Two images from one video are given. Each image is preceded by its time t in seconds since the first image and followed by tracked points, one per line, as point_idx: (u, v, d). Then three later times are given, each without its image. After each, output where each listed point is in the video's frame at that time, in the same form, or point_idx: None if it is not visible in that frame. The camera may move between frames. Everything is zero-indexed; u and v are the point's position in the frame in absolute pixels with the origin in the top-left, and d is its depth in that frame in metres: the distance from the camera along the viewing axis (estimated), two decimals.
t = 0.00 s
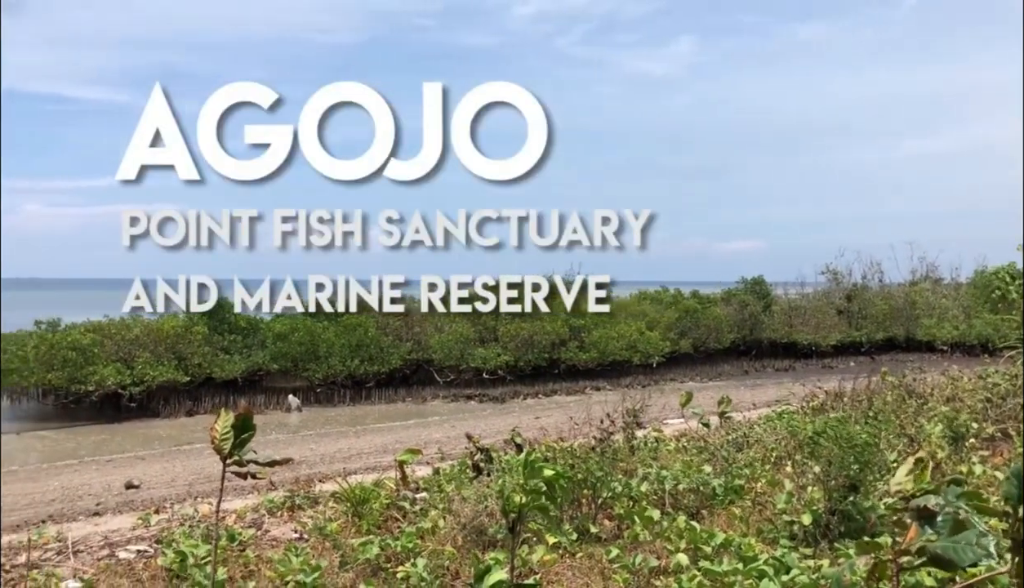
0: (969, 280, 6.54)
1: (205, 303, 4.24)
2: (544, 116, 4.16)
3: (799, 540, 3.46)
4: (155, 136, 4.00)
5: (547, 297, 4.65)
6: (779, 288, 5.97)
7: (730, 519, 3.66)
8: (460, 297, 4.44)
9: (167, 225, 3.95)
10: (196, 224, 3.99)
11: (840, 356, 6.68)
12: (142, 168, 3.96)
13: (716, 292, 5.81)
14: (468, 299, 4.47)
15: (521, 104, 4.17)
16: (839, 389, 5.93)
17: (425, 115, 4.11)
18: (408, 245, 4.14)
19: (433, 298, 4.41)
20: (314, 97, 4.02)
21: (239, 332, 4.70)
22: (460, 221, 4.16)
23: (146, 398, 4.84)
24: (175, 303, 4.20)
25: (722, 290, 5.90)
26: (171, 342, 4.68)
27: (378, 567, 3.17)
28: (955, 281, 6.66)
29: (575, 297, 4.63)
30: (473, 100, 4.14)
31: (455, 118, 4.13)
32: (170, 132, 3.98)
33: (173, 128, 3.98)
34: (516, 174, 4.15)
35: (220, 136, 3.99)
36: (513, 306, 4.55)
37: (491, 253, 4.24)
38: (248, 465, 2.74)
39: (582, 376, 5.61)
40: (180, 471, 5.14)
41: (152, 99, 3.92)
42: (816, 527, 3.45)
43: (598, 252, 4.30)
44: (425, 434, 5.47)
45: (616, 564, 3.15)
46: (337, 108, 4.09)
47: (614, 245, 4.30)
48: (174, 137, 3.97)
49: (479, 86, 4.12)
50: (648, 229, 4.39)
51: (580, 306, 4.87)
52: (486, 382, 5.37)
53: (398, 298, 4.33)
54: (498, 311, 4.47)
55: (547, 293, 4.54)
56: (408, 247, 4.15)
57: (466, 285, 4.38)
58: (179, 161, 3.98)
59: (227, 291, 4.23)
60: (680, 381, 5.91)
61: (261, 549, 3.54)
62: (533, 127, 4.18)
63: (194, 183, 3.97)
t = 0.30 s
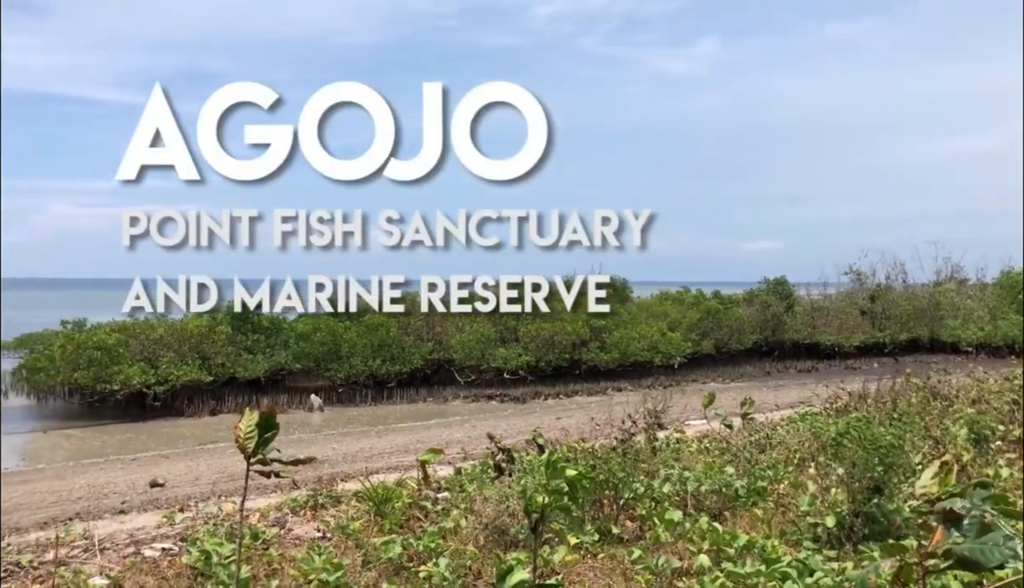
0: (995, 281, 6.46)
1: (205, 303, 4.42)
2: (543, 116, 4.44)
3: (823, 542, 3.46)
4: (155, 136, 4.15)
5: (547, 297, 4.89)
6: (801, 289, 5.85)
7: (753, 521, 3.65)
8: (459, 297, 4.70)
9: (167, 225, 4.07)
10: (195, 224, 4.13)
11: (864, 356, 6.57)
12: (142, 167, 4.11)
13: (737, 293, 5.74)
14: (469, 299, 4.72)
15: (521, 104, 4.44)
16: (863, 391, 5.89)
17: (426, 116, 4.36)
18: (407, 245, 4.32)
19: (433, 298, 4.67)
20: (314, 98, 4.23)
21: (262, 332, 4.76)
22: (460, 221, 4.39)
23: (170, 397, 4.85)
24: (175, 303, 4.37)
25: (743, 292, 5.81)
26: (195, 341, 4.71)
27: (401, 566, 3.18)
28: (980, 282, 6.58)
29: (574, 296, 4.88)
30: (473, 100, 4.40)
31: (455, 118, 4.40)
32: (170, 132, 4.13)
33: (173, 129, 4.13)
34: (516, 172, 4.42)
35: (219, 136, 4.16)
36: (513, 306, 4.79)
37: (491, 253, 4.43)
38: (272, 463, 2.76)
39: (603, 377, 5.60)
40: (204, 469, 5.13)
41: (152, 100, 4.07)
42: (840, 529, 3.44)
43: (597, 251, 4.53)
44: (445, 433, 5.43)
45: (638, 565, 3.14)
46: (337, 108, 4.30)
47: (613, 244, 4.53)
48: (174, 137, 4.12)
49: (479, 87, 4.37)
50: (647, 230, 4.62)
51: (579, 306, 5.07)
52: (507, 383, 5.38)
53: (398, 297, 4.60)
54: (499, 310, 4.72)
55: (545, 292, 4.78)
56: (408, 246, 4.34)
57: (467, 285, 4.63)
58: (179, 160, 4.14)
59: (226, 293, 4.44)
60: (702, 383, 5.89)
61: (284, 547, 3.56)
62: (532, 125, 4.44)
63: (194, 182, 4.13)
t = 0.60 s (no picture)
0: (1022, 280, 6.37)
1: (205, 304, 4.48)
2: (542, 116, 4.45)
3: (847, 544, 3.43)
4: (155, 136, 4.24)
5: (547, 297, 4.94)
6: (825, 290, 5.79)
7: (776, 522, 3.63)
8: (459, 297, 4.77)
9: (166, 225, 4.15)
10: (195, 224, 4.21)
11: (888, 357, 6.54)
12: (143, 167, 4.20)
13: (760, 292, 5.71)
14: (469, 299, 4.80)
15: (520, 105, 4.45)
16: (886, 392, 5.85)
17: (426, 116, 4.41)
18: (407, 245, 4.37)
19: (433, 298, 4.75)
20: (315, 98, 4.32)
21: (284, 331, 4.80)
22: (460, 221, 4.42)
23: (194, 395, 4.87)
24: (175, 302, 4.45)
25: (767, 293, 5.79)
26: (217, 340, 4.74)
27: (422, 565, 3.19)
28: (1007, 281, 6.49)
29: (574, 296, 4.95)
30: (473, 100, 4.44)
31: (455, 118, 4.45)
32: (170, 132, 4.22)
33: (172, 129, 4.22)
34: (513, 172, 4.44)
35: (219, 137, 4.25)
36: (514, 306, 4.86)
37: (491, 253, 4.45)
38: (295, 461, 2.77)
39: (624, 377, 5.56)
40: (226, 468, 5.12)
41: (152, 101, 4.18)
42: (864, 530, 3.41)
43: (597, 251, 4.53)
44: (467, 433, 5.38)
45: (660, 566, 3.13)
46: (338, 108, 4.38)
47: (613, 245, 4.53)
48: (174, 137, 4.21)
49: (478, 87, 4.41)
50: (648, 230, 4.61)
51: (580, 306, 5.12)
52: (527, 382, 5.37)
53: (398, 297, 4.67)
54: (499, 310, 4.80)
55: (546, 292, 4.84)
56: (408, 246, 4.38)
57: (467, 285, 4.72)
58: (179, 160, 4.23)
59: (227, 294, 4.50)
60: (723, 383, 5.86)
61: (306, 545, 3.58)
62: (531, 125, 4.47)
63: (193, 181, 4.22)
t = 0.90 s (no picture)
0: None
1: (205, 304, 4.53)
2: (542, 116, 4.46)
3: (868, 546, 3.40)
4: (155, 136, 4.28)
5: (548, 297, 4.91)
6: (847, 290, 5.74)
7: (797, 523, 3.60)
8: (459, 297, 4.78)
9: (165, 225, 4.18)
10: (195, 223, 4.24)
11: (910, 358, 6.50)
12: (142, 167, 4.24)
13: (781, 292, 5.68)
14: (470, 299, 4.81)
15: (519, 104, 4.46)
16: (908, 394, 5.83)
17: (426, 116, 4.42)
18: (407, 244, 4.39)
19: (433, 298, 4.76)
20: (314, 98, 4.34)
21: (304, 330, 4.81)
22: (460, 221, 4.43)
23: (215, 392, 4.89)
24: (175, 302, 4.48)
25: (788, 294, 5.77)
26: (238, 338, 4.75)
27: (441, 564, 3.20)
28: None
29: (575, 295, 4.92)
30: (473, 100, 4.45)
31: (455, 119, 4.46)
32: (170, 132, 4.26)
33: (172, 129, 4.25)
34: (513, 172, 4.44)
35: (219, 137, 4.28)
36: (514, 306, 4.84)
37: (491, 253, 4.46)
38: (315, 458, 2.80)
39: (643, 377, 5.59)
40: (247, 466, 5.16)
41: (152, 102, 4.22)
42: (887, 533, 3.38)
43: (597, 251, 4.52)
44: (486, 433, 5.38)
45: (680, 566, 3.12)
46: (337, 108, 4.40)
47: (612, 245, 4.53)
48: (174, 138, 4.24)
49: (478, 87, 4.43)
50: (648, 230, 4.61)
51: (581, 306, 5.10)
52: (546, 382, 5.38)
53: (398, 297, 4.68)
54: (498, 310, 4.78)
55: (546, 292, 4.81)
56: (407, 247, 4.39)
57: (466, 285, 4.72)
58: (179, 160, 4.26)
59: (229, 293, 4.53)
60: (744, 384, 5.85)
61: (326, 543, 3.60)
62: (531, 125, 4.48)
63: (193, 181, 4.25)
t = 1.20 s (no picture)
0: None
1: (205, 303, 4.56)
2: (540, 116, 4.53)
3: (887, 548, 3.36)
4: (155, 136, 4.37)
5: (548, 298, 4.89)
6: (864, 290, 5.71)
7: (815, 524, 3.58)
8: (460, 297, 4.81)
9: (166, 224, 4.28)
10: (193, 223, 4.34)
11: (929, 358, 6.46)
12: (143, 167, 4.32)
13: (798, 292, 5.66)
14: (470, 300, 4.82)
15: (518, 104, 4.52)
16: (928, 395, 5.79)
17: (426, 116, 4.49)
18: (408, 244, 4.49)
19: (433, 299, 4.79)
20: (314, 99, 4.41)
21: (321, 328, 4.78)
22: (459, 222, 4.51)
23: (232, 390, 4.91)
24: (175, 302, 4.51)
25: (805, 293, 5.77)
26: (256, 336, 4.75)
27: (457, 562, 3.20)
28: None
29: (575, 295, 4.90)
30: (473, 100, 4.51)
31: (455, 119, 4.54)
32: (169, 132, 4.33)
33: (172, 129, 4.33)
34: (512, 172, 4.52)
35: (219, 137, 4.35)
36: (514, 306, 4.83)
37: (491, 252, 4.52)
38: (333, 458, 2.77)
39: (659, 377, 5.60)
40: (264, 462, 5.19)
41: (152, 102, 4.30)
42: (906, 535, 3.35)
43: (596, 250, 4.59)
44: (502, 431, 5.41)
45: (697, 567, 3.10)
46: (336, 107, 4.47)
47: (611, 244, 4.59)
48: (173, 137, 4.32)
49: (478, 88, 4.49)
50: (647, 229, 4.68)
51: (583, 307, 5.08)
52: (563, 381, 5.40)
53: (398, 297, 4.69)
54: (498, 310, 4.78)
55: (546, 292, 4.81)
56: (406, 246, 4.49)
57: (467, 285, 4.76)
58: (178, 159, 4.34)
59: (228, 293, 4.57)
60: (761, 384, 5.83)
61: (343, 540, 3.60)
62: (530, 124, 4.55)
63: (192, 180, 4.32)
